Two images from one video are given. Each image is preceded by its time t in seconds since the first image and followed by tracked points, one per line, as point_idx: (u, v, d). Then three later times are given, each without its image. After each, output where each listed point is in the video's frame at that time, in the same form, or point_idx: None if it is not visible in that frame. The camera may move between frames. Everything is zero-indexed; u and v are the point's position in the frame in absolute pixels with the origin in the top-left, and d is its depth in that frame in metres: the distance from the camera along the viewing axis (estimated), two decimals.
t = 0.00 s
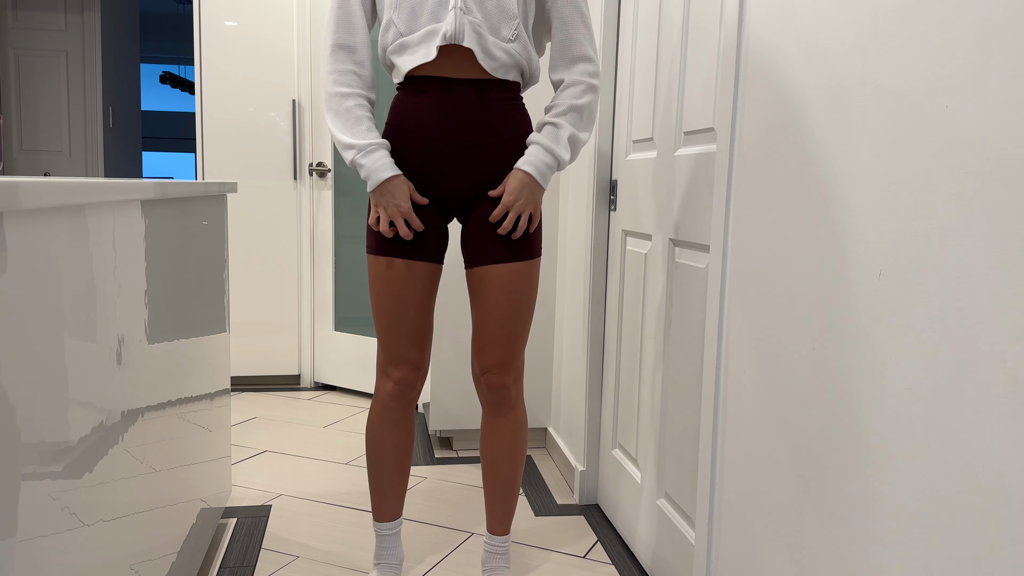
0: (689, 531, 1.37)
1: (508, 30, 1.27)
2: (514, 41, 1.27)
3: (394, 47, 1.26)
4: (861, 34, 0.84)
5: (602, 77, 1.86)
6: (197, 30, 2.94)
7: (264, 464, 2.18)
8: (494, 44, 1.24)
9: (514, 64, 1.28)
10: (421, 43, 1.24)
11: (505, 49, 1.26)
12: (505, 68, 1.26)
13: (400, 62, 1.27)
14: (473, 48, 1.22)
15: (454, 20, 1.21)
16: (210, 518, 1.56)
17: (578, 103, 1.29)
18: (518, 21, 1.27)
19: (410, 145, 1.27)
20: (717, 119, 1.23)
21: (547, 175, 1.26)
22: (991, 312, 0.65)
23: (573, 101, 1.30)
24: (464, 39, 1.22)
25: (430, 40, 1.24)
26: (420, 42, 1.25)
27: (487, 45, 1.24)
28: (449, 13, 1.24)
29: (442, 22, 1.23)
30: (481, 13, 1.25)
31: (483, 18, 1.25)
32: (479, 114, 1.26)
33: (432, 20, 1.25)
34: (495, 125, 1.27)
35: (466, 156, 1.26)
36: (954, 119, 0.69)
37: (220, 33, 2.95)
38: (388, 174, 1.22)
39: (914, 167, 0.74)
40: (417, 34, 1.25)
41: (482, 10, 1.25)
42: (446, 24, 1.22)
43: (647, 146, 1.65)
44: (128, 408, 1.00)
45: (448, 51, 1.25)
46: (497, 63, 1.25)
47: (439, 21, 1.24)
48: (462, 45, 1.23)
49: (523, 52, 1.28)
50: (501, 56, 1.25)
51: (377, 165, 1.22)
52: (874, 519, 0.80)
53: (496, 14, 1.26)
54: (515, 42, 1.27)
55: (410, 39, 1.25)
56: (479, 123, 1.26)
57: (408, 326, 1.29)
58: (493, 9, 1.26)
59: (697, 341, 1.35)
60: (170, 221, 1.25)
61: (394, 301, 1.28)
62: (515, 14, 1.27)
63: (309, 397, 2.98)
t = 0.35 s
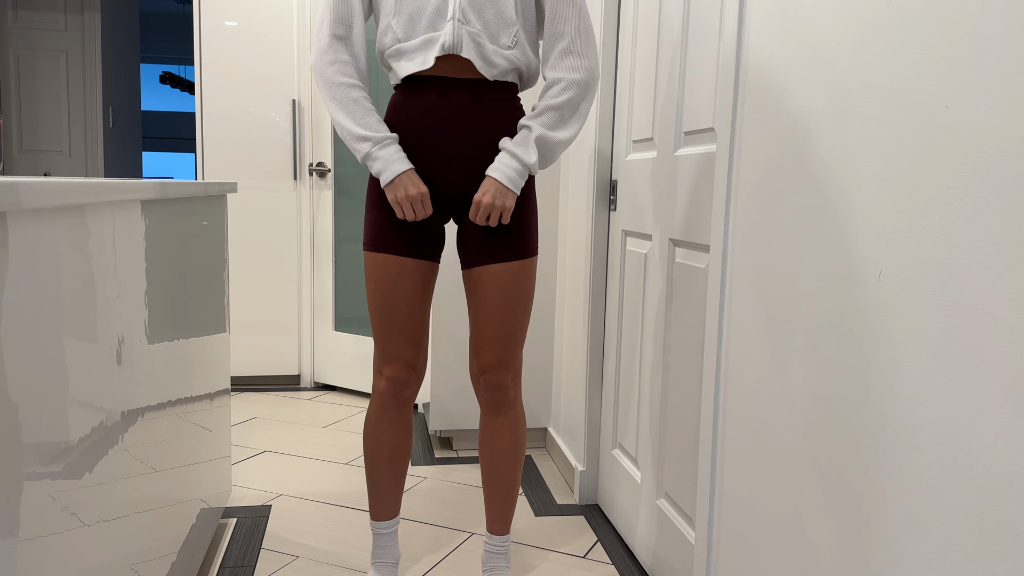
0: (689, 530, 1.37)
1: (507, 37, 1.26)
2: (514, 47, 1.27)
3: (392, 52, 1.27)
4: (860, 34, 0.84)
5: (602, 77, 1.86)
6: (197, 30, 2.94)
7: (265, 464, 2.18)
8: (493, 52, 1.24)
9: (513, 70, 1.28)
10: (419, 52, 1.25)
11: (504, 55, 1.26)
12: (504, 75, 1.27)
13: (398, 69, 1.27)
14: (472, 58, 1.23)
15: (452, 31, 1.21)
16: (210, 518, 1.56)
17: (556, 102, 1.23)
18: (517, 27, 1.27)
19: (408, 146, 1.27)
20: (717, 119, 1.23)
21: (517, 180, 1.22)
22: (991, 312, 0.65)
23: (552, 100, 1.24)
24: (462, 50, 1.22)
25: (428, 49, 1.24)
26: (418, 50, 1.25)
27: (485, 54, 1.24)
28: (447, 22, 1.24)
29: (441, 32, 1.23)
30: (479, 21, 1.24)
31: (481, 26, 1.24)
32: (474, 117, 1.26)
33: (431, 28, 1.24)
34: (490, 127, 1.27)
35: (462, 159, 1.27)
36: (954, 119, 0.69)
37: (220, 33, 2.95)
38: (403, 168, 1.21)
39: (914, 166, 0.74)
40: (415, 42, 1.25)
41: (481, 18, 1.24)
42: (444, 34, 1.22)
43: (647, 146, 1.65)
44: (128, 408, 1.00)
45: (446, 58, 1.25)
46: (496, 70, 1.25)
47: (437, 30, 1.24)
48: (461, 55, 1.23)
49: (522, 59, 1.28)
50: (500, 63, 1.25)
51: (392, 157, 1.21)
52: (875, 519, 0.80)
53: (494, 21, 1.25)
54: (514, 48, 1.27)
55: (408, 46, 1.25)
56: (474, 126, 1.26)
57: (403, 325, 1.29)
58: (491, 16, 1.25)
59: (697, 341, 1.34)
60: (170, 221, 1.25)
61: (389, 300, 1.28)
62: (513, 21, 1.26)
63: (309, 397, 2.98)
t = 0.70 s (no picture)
0: (689, 531, 1.37)
1: (508, 60, 1.26)
2: (515, 70, 1.27)
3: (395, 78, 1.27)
4: (860, 35, 0.84)
5: (602, 77, 1.86)
6: (197, 30, 2.94)
7: (265, 464, 2.18)
8: (495, 78, 1.25)
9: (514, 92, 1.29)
10: (422, 79, 1.25)
11: (506, 79, 1.26)
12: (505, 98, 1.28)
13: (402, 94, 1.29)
14: (474, 87, 1.24)
15: (454, 61, 1.22)
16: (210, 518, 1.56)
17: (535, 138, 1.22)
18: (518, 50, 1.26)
19: (406, 153, 1.28)
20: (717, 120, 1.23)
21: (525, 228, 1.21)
22: (991, 312, 0.65)
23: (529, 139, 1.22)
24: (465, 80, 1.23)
25: (431, 78, 1.25)
26: (421, 78, 1.25)
27: (487, 81, 1.25)
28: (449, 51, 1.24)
29: (443, 61, 1.24)
30: (480, 47, 1.24)
31: (482, 53, 1.24)
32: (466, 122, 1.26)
33: (433, 57, 1.24)
34: (485, 134, 1.27)
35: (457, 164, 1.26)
36: (954, 119, 0.69)
37: (220, 33, 2.95)
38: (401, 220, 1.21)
39: (914, 167, 0.74)
40: (418, 69, 1.26)
41: (481, 45, 1.25)
42: (446, 64, 1.23)
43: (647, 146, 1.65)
44: (127, 408, 1.00)
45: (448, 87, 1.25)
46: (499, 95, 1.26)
47: (439, 59, 1.24)
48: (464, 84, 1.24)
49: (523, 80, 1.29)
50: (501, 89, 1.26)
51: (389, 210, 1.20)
52: (875, 519, 0.80)
53: (495, 45, 1.25)
54: (516, 71, 1.27)
55: (411, 73, 1.26)
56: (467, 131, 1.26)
57: (400, 327, 1.30)
58: (492, 40, 1.25)
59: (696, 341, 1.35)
60: (170, 221, 1.25)
61: (387, 304, 1.29)
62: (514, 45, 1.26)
63: (309, 397, 2.98)
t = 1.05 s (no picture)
0: (688, 530, 1.37)
1: (504, 54, 1.26)
2: (511, 63, 1.26)
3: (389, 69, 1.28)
4: (861, 35, 0.84)
5: (602, 77, 1.86)
6: (197, 30, 2.94)
7: (265, 464, 2.18)
8: (488, 70, 1.24)
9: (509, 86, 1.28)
10: (416, 70, 1.26)
11: (501, 72, 1.25)
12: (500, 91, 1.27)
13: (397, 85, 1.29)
14: (467, 77, 1.23)
15: (447, 52, 1.21)
16: (210, 518, 1.56)
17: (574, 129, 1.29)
18: (513, 44, 1.26)
19: (400, 149, 1.28)
20: (717, 120, 1.23)
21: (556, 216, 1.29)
22: (991, 312, 0.65)
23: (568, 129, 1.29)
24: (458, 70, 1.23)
25: (425, 68, 1.25)
26: (415, 69, 1.25)
27: (481, 73, 1.24)
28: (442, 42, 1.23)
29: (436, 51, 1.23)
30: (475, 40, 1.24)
31: (476, 45, 1.24)
32: (457, 119, 1.26)
33: (427, 48, 1.24)
34: (478, 130, 1.27)
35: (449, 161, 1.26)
36: (954, 119, 0.69)
37: (220, 33, 2.95)
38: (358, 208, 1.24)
39: (914, 169, 0.74)
40: (412, 60, 1.26)
41: (476, 38, 1.24)
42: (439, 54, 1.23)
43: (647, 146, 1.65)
44: (128, 408, 1.00)
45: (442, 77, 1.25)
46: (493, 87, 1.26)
47: (432, 50, 1.24)
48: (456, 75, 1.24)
49: (519, 75, 1.28)
50: (496, 82, 1.26)
51: (347, 197, 1.25)
52: (875, 519, 0.80)
53: (490, 39, 1.25)
54: (511, 65, 1.26)
55: (405, 64, 1.26)
56: (458, 128, 1.26)
57: (396, 324, 1.30)
58: (487, 34, 1.25)
59: (696, 341, 1.35)
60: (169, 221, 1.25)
61: (382, 303, 1.29)
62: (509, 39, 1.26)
63: (309, 397, 2.98)
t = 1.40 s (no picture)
0: (689, 530, 1.37)
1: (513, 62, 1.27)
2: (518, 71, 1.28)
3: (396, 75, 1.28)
4: (861, 36, 0.84)
5: (602, 77, 1.86)
6: (197, 30, 2.94)
7: (265, 464, 2.18)
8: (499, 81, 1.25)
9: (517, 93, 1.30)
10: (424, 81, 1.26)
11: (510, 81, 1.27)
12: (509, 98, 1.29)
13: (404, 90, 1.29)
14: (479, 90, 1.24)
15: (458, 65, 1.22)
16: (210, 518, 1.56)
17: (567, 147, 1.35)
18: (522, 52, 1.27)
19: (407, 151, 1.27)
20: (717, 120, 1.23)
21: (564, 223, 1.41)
22: (992, 313, 0.65)
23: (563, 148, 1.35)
24: (439, 37, 1.12)
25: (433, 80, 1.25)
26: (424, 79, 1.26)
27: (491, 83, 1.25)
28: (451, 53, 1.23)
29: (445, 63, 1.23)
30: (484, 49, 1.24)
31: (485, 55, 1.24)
32: (453, 112, 1.21)
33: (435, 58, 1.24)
34: (472, 128, 1.21)
35: (440, 155, 1.21)
36: (954, 119, 0.69)
37: (220, 33, 2.95)
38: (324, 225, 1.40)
39: (915, 170, 0.74)
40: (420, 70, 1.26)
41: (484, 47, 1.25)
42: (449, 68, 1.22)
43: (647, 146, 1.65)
44: (127, 408, 1.00)
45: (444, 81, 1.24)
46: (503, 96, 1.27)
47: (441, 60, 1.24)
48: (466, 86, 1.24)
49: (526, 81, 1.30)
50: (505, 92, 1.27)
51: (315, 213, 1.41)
52: (875, 519, 0.80)
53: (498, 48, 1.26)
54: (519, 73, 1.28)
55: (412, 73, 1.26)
56: (453, 121, 1.21)
57: (399, 322, 1.30)
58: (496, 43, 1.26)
59: (697, 341, 1.35)
60: (169, 220, 1.25)
61: (377, 300, 1.32)
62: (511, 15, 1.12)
63: (309, 397, 2.98)
